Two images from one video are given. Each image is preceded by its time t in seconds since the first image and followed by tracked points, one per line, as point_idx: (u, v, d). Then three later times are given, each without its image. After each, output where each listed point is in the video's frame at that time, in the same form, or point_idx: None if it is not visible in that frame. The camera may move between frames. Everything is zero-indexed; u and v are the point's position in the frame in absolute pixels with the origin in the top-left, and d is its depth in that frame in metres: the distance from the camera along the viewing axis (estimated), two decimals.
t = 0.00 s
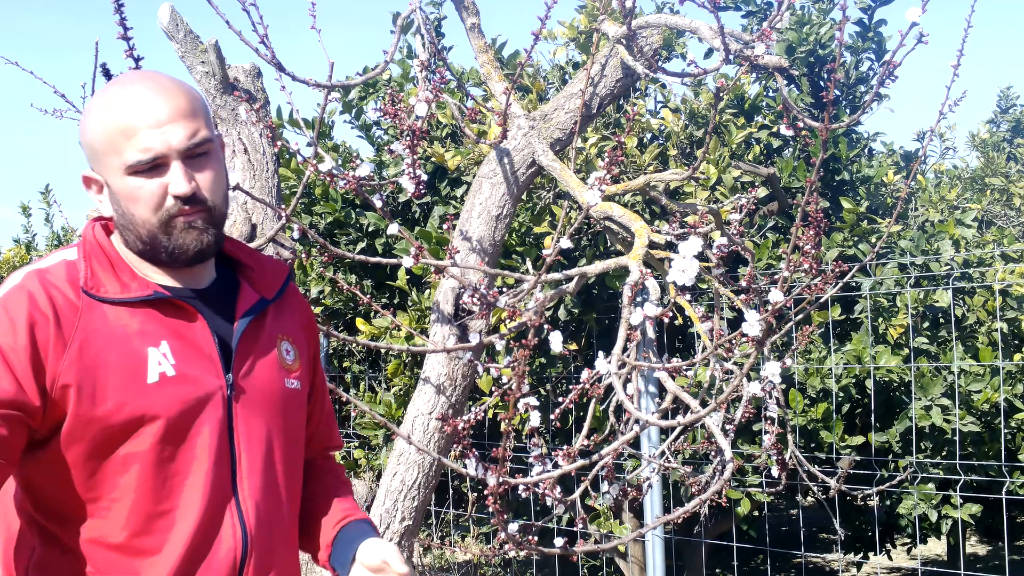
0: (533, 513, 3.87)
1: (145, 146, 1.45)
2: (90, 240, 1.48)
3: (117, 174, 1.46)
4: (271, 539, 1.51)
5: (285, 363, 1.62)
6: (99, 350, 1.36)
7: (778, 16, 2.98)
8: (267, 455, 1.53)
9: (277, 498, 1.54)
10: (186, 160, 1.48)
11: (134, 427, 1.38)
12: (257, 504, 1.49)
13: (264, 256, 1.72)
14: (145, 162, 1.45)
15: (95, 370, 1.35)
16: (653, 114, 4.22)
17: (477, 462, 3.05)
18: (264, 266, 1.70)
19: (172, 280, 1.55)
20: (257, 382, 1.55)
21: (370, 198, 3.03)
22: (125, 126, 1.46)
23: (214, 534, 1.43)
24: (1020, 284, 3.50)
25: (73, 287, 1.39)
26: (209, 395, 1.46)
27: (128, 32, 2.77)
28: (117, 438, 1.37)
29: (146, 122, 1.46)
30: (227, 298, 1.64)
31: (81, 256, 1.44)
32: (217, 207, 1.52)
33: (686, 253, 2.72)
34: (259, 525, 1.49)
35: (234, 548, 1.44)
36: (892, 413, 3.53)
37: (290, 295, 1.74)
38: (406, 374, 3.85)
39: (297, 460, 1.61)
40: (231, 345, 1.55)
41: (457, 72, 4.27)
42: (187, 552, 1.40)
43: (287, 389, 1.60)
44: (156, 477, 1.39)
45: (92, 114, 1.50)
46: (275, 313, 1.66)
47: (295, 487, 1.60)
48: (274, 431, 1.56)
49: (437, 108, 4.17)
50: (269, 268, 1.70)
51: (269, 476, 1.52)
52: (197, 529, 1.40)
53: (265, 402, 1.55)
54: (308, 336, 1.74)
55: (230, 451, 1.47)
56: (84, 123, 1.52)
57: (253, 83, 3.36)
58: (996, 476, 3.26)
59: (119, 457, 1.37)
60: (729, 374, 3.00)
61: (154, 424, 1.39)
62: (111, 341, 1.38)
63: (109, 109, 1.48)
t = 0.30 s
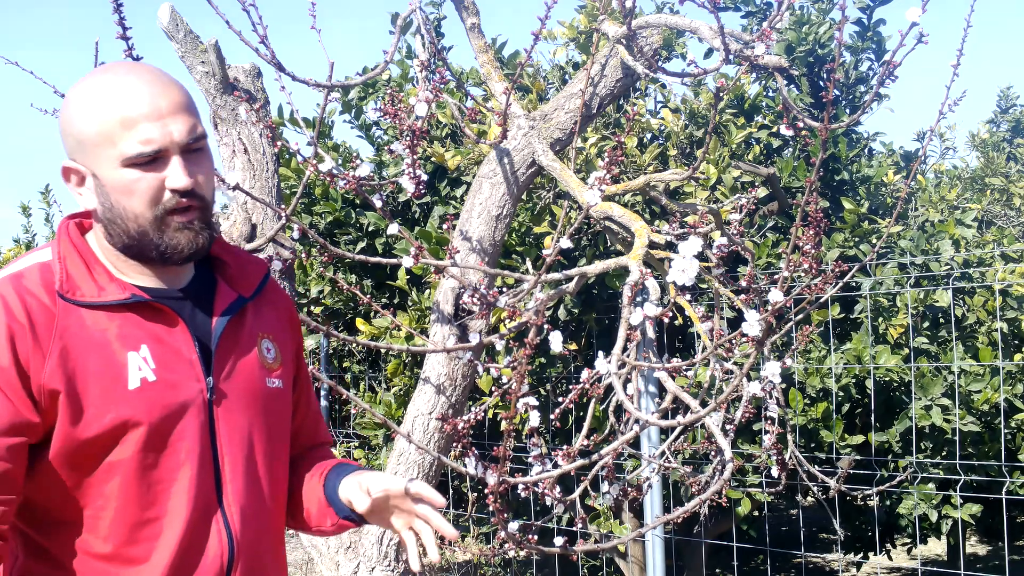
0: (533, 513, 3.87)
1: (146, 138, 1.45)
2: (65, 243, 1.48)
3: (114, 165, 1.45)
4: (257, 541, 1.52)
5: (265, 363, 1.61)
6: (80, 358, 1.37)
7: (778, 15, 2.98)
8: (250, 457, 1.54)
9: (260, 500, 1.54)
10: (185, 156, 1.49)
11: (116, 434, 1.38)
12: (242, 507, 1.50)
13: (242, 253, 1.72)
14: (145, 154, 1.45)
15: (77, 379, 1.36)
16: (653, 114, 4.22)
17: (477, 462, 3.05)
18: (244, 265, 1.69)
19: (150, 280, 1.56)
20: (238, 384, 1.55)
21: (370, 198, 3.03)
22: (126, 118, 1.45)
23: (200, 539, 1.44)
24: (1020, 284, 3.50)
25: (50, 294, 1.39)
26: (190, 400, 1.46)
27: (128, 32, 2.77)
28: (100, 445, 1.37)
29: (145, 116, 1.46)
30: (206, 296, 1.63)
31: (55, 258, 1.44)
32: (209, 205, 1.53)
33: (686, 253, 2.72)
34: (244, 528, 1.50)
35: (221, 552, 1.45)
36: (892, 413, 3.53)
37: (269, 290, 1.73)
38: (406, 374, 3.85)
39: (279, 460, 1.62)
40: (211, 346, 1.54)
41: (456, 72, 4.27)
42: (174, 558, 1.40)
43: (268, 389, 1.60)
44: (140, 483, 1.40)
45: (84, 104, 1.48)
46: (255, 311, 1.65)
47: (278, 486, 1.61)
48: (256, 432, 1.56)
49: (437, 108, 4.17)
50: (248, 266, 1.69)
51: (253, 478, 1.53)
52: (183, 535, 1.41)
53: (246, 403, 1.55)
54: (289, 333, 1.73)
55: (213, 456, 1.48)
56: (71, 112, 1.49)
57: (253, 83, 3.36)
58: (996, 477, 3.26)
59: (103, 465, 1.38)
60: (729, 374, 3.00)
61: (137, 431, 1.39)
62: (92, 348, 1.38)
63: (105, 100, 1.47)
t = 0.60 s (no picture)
0: (533, 513, 3.87)
1: (180, 133, 1.45)
2: (60, 244, 1.44)
3: (141, 155, 1.43)
4: (256, 538, 1.53)
5: (257, 362, 1.64)
6: (87, 360, 1.35)
7: (778, 15, 2.98)
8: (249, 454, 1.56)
9: (259, 498, 1.56)
10: (213, 158, 1.50)
11: (123, 437, 1.37)
12: (243, 505, 1.51)
13: (228, 252, 1.73)
14: (177, 149, 1.45)
15: (84, 381, 1.34)
16: (653, 114, 4.22)
17: (477, 462, 3.05)
18: (230, 264, 1.70)
19: (144, 280, 1.55)
20: (235, 384, 1.56)
21: (370, 198, 3.03)
22: (161, 111, 1.45)
23: (206, 539, 1.44)
24: (1020, 284, 3.50)
25: (53, 295, 1.35)
26: (193, 401, 1.46)
27: (128, 32, 2.76)
28: (107, 448, 1.36)
29: (177, 111, 1.46)
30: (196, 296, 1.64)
31: (54, 260, 1.40)
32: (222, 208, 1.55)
33: (686, 253, 2.72)
34: (246, 526, 1.51)
35: (227, 550, 1.46)
36: (892, 413, 3.53)
37: (254, 291, 1.75)
38: (406, 374, 3.85)
39: (271, 455, 1.64)
40: (210, 348, 1.55)
41: (456, 72, 4.27)
42: (181, 558, 1.40)
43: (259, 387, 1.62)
44: (146, 485, 1.39)
45: (110, 93, 1.45)
46: (244, 309, 1.67)
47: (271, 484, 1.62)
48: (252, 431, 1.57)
49: (437, 108, 4.17)
50: (234, 267, 1.71)
51: (252, 478, 1.55)
52: (191, 535, 1.41)
53: (243, 403, 1.56)
54: (273, 333, 1.75)
55: (215, 455, 1.48)
56: (93, 99, 1.46)
57: (253, 83, 3.36)
58: (996, 477, 3.26)
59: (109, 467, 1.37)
60: (729, 374, 3.00)
61: (145, 434, 1.39)
62: (98, 351, 1.36)
63: (134, 90, 1.45)
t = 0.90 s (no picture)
0: (533, 513, 3.87)
1: (213, 140, 1.45)
2: (77, 243, 1.45)
3: (172, 157, 1.44)
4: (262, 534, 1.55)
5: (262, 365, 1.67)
6: (107, 350, 1.36)
7: (778, 15, 2.98)
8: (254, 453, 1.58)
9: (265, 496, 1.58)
10: (242, 168, 1.51)
11: (138, 430, 1.38)
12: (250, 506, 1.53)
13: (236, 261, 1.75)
14: (208, 156, 1.46)
15: (105, 370, 1.35)
16: (653, 114, 4.22)
17: (477, 462, 3.05)
18: (237, 273, 1.73)
19: (158, 282, 1.55)
20: (242, 386, 1.59)
21: (370, 198, 3.03)
22: (197, 117, 1.45)
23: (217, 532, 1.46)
24: (1020, 284, 3.50)
25: (74, 287, 1.36)
26: (204, 398, 1.48)
27: (128, 32, 2.76)
28: (124, 441, 1.37)
29: (214, 119, 1.46)
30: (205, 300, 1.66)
31: (72, 257, 1.41)
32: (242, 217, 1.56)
33: (686, 253, 2.72)
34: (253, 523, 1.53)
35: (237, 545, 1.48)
36: (892, 413, 3.53)
37: (259, 300, 1.78)
38: (406, 374, 3.85)
39: (275, 455, 1.66)
40: (219, 348, 1.57)
41: (456, 72, 4.27)
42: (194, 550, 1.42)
43: (264, 390, 1.65)
44: (161, 478, 1.40)
45: (153, 94, 1.46)
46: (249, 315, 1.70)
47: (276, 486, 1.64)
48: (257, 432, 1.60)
49: (437, 108, 4.17)
50: (241, 274, 1.73)
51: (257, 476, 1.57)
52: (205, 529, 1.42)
53: (250, 405, 1.59)
54: (276, 341, 1.78)
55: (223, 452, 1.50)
56: (133, 96, 1.47)
57: (253, 83, 3.37)
58: (996, 477, 3.26)
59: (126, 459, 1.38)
60: (729, 374, 3.00)
61: (160, 426, 1.40)
62: (116, 343, 1.38)
63: (174, 93, 1.45)
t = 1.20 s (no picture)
0: (533, 513, 3.88)
1: (246, 151, 1.47)
2: (109, 245, 1.45)
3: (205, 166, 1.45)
4: (279, 537, 1.57)
5: (283, 371, 1.68)
6: (136, 351, 1.37)
7: (778, 16, 2.98)
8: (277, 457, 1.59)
9: (283, 499, 1.60)
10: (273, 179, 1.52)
11: (165, 431, 1.39)
12: (269, 511, 1.54)
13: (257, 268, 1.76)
14: (240, 166, 1.47)
15: (134, 372, 1.36)
16: (653, 114, 4.22)
17: (477, 462, 3.05)
18: (261, 279, 1.74)
19: (185, 286, 1.54)
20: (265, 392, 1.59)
21: (370, 198, 3.03)
22: (231, 128, 1.47)
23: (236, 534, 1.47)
24: (1020, 284, 3.50)
25: (105, 290, 1.37)
26: (229, 403, 1.48)
27: (128, 32, 2.76)
28: (149, 442, 1.38)
29: (247, 132, 1.48)
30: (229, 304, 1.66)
31: (104, 260, 1.42)
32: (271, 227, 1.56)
33: (686, 253, 2.72)
34: (272, 526, 1.54)
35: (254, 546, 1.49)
36: (892, 413, 3.53)
37: (282, 308, 1.79)
38: (406, 374, 3.85)
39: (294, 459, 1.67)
40: (244, 352, 1.58)
41: (456, 72, 4.27)
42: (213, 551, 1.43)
43: (284, 396, 1.65)
44: (185, 480, 1.41)
45: (189, 104, 1.48)
46: (272, 321, 1.71)
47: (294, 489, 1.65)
48: (278, 437, 1.60)
49: (437, 108, 4.17)
50: (263, 280, 1.74)
51: (277, 481, 1.58)
52: (222, 532, 1.44)
53: (272, 409, 1.59)
54: (296, 347, 1.78)
55: (245, 455, 1.51)
56: (169, 106, 1.49)
57: (253, 83, 3.36)
58: (996, 477, 3.26)
59: (151, 459, 1.39)
60: (729, 374, 3.00)
61: (187, 429, 1.41)
62: (145, 347, 1.39)
63: (209, 106, 1.47)
